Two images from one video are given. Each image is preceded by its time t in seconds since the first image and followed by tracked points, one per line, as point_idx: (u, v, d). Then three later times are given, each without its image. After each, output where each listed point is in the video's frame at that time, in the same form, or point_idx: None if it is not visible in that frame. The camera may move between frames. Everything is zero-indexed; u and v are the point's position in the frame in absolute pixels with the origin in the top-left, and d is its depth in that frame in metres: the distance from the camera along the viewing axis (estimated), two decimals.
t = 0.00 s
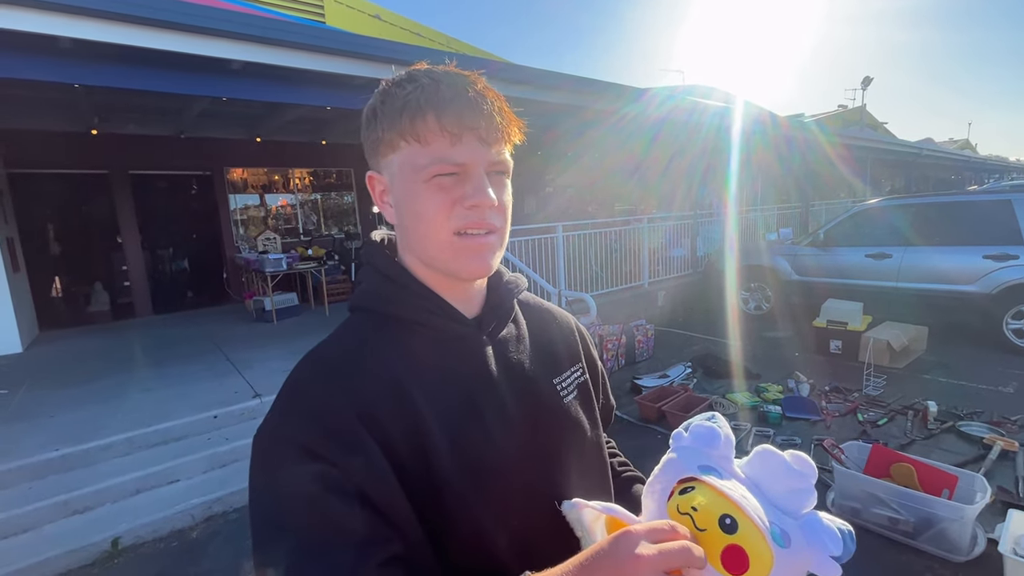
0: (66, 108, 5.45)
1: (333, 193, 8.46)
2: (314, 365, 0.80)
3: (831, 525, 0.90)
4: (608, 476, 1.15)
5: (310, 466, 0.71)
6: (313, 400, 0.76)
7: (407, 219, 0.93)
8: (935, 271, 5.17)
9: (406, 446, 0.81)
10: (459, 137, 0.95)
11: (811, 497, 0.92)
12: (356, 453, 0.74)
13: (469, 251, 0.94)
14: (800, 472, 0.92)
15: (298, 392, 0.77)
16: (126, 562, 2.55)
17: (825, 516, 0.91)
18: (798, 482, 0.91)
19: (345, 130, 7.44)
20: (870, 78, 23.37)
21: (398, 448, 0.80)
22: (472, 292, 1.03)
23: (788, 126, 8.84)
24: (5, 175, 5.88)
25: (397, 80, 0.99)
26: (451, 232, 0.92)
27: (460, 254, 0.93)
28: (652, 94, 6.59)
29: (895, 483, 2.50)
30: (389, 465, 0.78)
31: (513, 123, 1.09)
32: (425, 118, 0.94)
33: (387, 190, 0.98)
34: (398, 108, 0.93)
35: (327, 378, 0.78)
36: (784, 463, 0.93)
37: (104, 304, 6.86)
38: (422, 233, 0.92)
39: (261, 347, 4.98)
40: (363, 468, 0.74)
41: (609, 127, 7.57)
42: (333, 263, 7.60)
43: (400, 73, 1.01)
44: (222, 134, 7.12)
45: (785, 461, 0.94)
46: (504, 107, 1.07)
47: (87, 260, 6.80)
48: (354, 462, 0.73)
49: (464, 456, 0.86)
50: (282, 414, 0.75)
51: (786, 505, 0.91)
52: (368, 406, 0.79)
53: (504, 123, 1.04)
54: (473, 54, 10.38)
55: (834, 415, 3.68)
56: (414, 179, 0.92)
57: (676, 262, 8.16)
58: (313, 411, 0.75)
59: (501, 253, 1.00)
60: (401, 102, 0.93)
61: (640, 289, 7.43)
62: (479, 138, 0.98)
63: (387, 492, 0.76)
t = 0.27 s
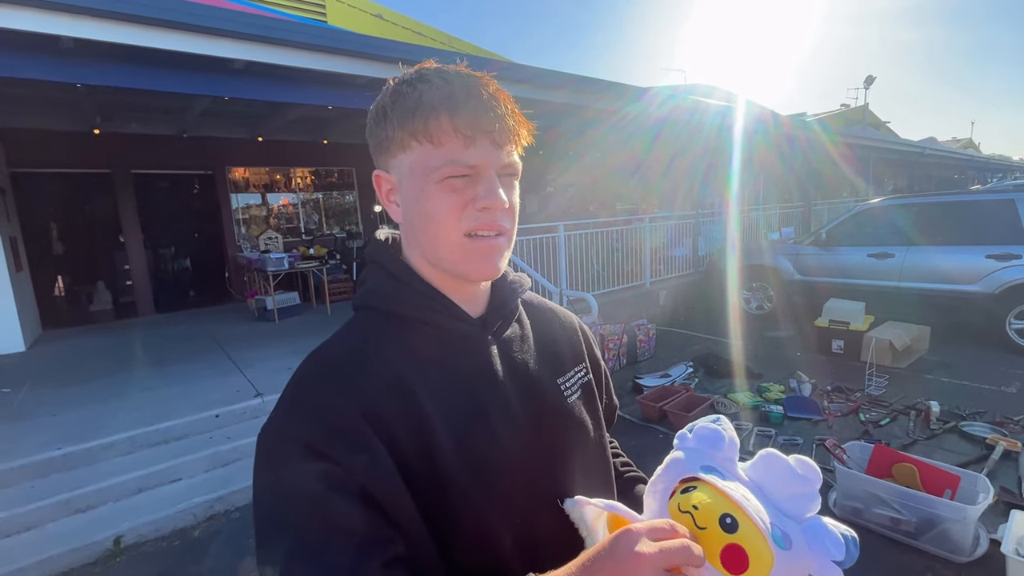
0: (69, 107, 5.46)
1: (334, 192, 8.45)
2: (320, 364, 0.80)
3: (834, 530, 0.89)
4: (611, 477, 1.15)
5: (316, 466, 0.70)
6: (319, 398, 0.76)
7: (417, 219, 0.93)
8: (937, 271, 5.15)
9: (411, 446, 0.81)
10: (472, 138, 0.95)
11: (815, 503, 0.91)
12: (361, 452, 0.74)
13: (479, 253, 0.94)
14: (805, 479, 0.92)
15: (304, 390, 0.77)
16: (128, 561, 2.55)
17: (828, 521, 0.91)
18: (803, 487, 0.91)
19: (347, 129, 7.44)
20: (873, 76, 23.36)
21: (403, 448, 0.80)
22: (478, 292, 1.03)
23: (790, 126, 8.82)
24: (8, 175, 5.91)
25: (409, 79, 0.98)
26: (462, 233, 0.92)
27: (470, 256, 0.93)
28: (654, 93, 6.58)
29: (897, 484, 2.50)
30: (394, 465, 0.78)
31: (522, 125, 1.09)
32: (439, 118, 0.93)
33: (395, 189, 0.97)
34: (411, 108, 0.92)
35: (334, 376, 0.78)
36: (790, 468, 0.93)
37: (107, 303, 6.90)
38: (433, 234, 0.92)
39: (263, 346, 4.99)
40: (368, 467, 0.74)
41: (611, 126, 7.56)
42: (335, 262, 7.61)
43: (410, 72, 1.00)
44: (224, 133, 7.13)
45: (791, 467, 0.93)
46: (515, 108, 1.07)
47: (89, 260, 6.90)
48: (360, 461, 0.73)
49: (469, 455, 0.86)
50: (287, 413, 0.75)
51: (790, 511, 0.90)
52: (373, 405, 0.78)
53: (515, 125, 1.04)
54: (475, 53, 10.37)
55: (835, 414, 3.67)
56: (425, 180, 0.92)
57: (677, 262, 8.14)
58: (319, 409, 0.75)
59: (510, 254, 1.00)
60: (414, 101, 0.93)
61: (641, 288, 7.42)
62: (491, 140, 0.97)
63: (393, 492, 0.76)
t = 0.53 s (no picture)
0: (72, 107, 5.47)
1: (336, 192, 8.46)
2: (323, 362, 0.81)
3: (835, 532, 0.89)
4: (613, 474, 1.15)
5: (319, 464, 0.71)
6: (322, 397, 0.76)
7: (426, 219, 0.92)
8: (940, 271, 5.13)
9: (414, 446, 0.81)
10: (483, 140, 0.96)
11: (816, 504, 0.91)
12: (363, 449, 0.74)
13: (489, 253, 0.94)
14: (807, 481, 0.92)
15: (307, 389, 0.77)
16: (131, 559, 2.56)
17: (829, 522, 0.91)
18: (805, 489, 0.91)
19: (349, 129, 7.46)
20: (876, 76, 23.31)
21: (406, 447, 0.80)
22: (481, 291, 1.03)
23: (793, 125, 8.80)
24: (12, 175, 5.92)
25: (417, 79, 0.97)
26: (473, 234, 0.92)
27: (480, 256, 0.94)
28: (655, 93, 6.58)
29: (899, 485, 2.49)
30: (397, 464, 0.78)
31: (527, 127, 1.10)
32: (450, 119, 0.93)
33: (402, 189, 0.96)
34: (423, 108, 0.92)
35: (337, 375, 0.78)
36: (793, 469, 0.93)
37: (109, 303, 7.03)
38: (443, 234, 0.92)
39: (265, 346, 5.01)
40: (371, 466, 0.74)
41: (612, 126, 7.56)
42: (337, 262, 7.62)
43: (417, 72, 1.00)
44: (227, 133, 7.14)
45: (794, 468, 0.94)
46: (521, 109, 1.08)
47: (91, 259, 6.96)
48: (362, 459, 0.74)
49: (472, 454, 0.87)
50: (290, 412, 0.75)
51: (791, 512, 0.91)
52: (376, 403, 0.79)
53: (522, 126, 1.05)
54: (477, 53, 10.38)
55: (837, 415, 3.67)
56: (437, 180, 0.91)
57: (679, 262, 8.14)
58: (321, 408, 0.75)
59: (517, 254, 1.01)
60: (425, 102, 0.93)
61: (643, 288, 7.42)
62: (501, 141, 0.98)
63: (395, 491, 0.76)
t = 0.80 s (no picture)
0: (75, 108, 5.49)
1: (338, 192, 8.47)
2: (325, 363, 0.81)
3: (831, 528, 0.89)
4: (612, 474, 1.15)
5: (322, 463, 0.71)
6: (325, 397, 0.77)
7: (431, 218, 0.92)
8: (944, 271, 5.12)
9: (416, 446, 0.82)
10: (487, 138, 0.96)
11: (812, 500, 0.91)
12: (366, 449, 0.75)
13: (494, 252, 0.95)
14: (805, 477, 0.92)
15: (309, 389, 0.78)
16: (133, 558, 2.57)
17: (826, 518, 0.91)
18: (802, 485, 0.91)
19: (351, 129, 7.47)
20: (879, 77, 23.27)
21: (409, 448, 0.81)
22: (483, 292, 1.04)
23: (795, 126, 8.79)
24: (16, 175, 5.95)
25: (420, 79, 0.98)
26: (478, 233, 0.93)
27: (484, 255, 0.94)
28: (657, 94, 6.58)
29: (901, 486, 2.49)
30: (400, 465, 0.79)
31: (529, 128, 1.11)
32: (455, 118, 0.93)
33: (406, 190, 0.96)
34: (427, 108, 0.93)
35: (340, 375, 0.79)
36: (790, 465, 0.93)
37: (112, 302, 6.98)
38: (449, 234, 0.92)
39: (267, 345, 5.02)
40: (374, 466, 0.74)
41: (614, 126, 7.55)
42: (338, 262, 7.63)
43: (420, 72, 1.00)
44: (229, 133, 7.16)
45: (792, 465, 0.93)
46: (522, 109, 1.09)
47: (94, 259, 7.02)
48: (365, 459, 0.74)
49: (473, 455, 0.87)
50: (293, 412, 0.76)
51: (788, 508, 0.91)
52: (378, 404, 0.79)
53: (523, 126, 1.06)
54: (478, 53, 10.39)
55: (839, 416, 3.66)
56: (442, 179, 0.92)
57: (681, 262, 8.14)
58: (324, 408, 0.76)
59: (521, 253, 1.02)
60: (430, 102, 0.93)
61: (645, 289, 7.41)
62: (504, 140, 0.99)
63: (398, 490, 0.76)
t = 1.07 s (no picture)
0: (78, 108, 5.51)
1: (340, 193, 8.48)
2: (326, 363, 0.82)
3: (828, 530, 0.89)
4: (612, 476, 1.16)
5: (322, 463, 0.71)
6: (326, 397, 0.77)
7: (425, 219, 0.93)
8: (946, 273, 5.11)
9: (417, 447, 0.82)
10: (478, 137, 0.96)
11: (811, 503, 0.92)
12: (366, 449, 0.75)
13: (488, 250, 0.95)
14: (804, 480, 0.92)
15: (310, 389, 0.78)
16: (135, 557, 2.57)
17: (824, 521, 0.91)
18: (801, 489, 0.91)
19: (353, 130, 7.48)
20: (881, 77, 23.26)
21: (409, 449, 0.81)
22: (482, 291, 1.04)
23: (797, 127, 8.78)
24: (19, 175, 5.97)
25: (411, 81, 0.98)
26: (472, 231, 0.93)
27: (479, 253, 0.94)
28: (659, 94, 6.58)
29: (903, 487, 2.48)
30: (401, 466, 0.79)
31: (523, 126, 1.11)
32: (444, 118, 0.94)
33: (401, 191, 0.97)
34: (417, 109, 0.93)
35: (341, 375, 0.79)
36: (790, 469, 0.93)
37: (114, 302, 7.06)
38: (441, 233, 0.92)
39: (269, 345, 5.03)
40: (375, 465, 0.75)
41: (616, 127, 7.55)
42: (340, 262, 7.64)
43: (412, 75, 1.01)
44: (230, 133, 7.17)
45: (790, 469, 0.93)
46: (516, 107, 1.08)
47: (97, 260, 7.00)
48: (365, 459, 0.74)
49: (474, 456, 0.87)
50: (294, 413, 0.76)
51: (788, 511, 0.91)
52: (378, 404, 0.79)
53: (517, 123, 1.06)
54: (480, 53, 10.40)
55: (841, 417, 3.66)
56: (434, 180, 0.92)
57: (683, 263, 8.13)
58: (324, 408, 0.76)
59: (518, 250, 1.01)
60: (420, 103, 0.94)
61: (646, 290, 7.40)
62: (496, 137, 0.99)
63: (399, 491, 0.76)
